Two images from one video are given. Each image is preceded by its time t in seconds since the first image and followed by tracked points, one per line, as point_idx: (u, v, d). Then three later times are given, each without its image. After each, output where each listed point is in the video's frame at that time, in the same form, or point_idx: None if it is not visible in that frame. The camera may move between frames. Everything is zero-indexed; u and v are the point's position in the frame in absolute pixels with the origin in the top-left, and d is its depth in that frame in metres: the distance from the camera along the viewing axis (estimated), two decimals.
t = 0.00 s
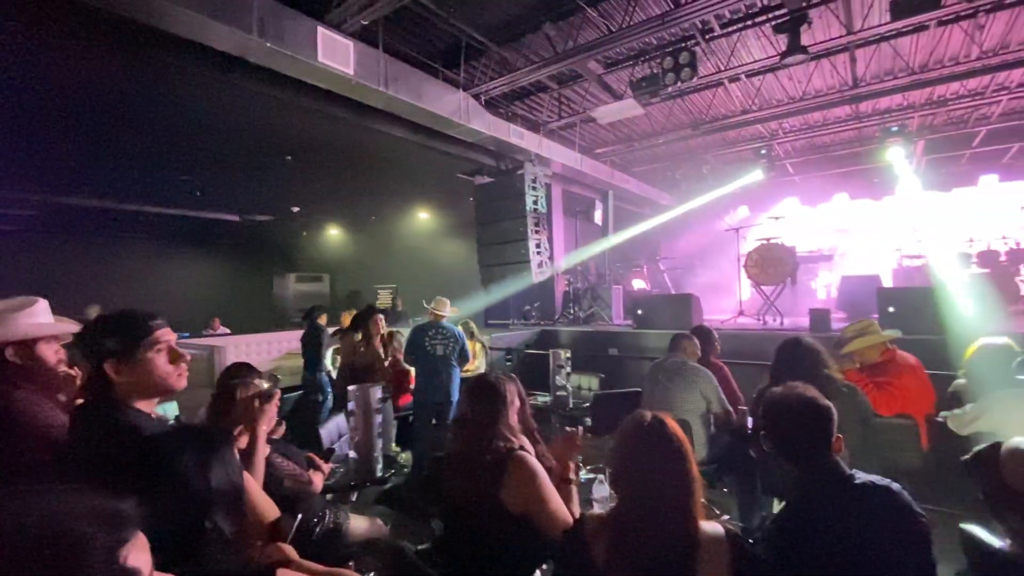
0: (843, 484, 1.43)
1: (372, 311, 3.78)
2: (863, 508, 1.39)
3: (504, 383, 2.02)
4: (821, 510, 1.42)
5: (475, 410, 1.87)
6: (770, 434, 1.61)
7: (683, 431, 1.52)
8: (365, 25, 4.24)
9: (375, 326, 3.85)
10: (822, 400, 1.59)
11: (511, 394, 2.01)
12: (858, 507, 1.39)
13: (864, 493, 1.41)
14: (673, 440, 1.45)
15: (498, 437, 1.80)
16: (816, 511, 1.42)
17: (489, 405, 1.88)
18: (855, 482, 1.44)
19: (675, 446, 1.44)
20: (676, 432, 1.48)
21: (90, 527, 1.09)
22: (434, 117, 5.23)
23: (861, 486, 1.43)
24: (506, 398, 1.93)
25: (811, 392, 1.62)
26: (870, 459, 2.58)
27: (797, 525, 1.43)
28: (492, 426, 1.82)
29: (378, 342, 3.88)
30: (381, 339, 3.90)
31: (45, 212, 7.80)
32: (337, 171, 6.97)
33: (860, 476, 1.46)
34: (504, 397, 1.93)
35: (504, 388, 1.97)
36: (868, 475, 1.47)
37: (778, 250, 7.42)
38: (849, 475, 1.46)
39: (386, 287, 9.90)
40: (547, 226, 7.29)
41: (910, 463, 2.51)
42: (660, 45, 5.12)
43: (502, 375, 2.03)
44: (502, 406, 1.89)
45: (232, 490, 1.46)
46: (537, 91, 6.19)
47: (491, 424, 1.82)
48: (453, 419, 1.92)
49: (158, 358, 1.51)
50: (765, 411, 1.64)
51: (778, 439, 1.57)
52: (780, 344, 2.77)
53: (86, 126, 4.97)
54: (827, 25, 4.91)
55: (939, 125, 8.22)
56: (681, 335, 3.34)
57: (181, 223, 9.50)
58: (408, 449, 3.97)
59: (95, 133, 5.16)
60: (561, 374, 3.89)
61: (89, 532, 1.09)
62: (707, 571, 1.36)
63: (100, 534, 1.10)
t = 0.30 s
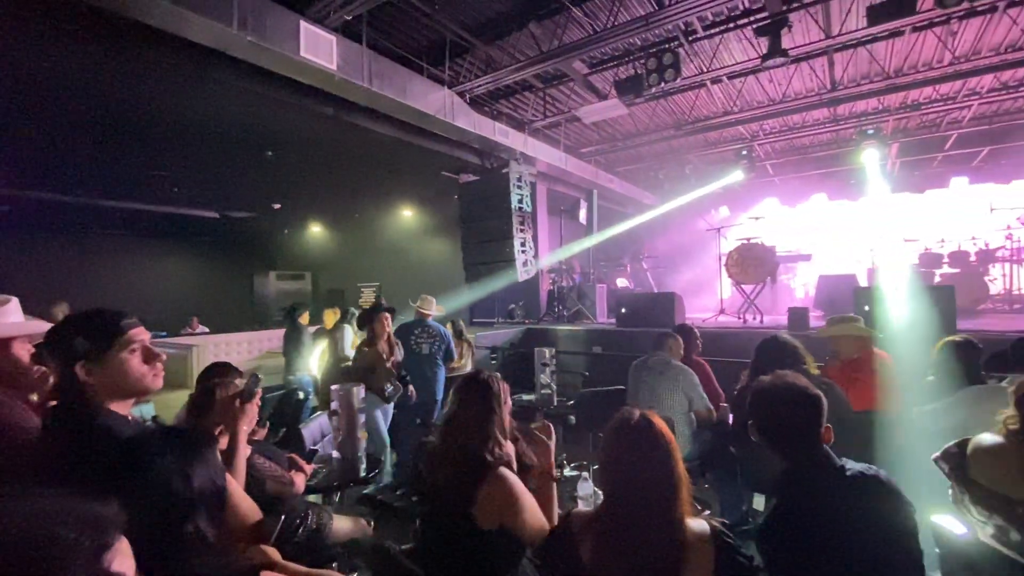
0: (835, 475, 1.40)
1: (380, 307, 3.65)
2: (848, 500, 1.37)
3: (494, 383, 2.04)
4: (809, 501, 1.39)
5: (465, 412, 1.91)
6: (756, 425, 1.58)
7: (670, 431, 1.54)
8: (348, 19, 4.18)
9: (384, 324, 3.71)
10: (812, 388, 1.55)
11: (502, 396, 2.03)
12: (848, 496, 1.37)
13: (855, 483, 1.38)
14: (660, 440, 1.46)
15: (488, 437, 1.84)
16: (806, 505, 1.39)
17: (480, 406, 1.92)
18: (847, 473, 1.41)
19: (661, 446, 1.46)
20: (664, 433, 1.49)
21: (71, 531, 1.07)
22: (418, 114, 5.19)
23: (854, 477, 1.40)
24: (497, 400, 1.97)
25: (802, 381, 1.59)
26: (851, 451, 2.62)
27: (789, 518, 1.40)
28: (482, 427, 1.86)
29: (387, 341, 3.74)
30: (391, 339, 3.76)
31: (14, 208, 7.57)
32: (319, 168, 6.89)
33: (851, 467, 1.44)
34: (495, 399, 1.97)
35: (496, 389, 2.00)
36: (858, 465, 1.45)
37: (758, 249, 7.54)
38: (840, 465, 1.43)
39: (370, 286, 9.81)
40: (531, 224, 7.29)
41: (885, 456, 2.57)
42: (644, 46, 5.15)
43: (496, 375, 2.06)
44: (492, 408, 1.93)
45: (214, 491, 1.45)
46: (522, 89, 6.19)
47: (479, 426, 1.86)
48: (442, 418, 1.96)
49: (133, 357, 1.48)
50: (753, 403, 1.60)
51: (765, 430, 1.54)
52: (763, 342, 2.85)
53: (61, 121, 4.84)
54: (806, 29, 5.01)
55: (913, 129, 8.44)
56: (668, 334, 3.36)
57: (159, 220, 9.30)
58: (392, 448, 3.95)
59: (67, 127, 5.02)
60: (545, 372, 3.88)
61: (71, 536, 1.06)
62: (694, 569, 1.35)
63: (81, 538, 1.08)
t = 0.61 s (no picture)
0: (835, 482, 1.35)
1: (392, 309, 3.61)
2: (848, 506, 1.31)
3: (490, 386, 2.02)
4: (807, 506, 1.35)
5: (462, 415, 1.90)
6: (755, 434, 1.54)
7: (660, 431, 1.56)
8: (336, 15, 4.14)
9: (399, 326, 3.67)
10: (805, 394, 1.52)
11: (499, 398, 2.01)
12: (841, 499, 1.32)
13: (857, 491, 1.33)
14: (649, 438, 1.48)
15: (485, 440, 1.83)
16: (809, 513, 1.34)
17: (476, 407, 1.91)
18: (849, 481, 1.35)
19: (650, 443, 1.47)
20: (655, 432, 1.50)
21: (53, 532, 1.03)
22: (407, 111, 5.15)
23: (855, 484, 1.34)
24: (494, 403, 1.95)
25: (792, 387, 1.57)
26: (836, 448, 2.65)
27: (788, 527, 1.35)
28: (479, 430, 1.86)
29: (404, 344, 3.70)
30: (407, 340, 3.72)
31: None
32: (307, 166, 6.84)
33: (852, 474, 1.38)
34: (492, 401, 1.96)
35: (493, 391, 1.99)
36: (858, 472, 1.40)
37: (745, 249, 7.62)
38: (841, 473, 1.38)
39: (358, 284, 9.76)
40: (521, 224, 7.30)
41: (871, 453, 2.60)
42: (633, 46, 5.17)
43: (493, 379, 2.05)
44: (490, 411, 1.92)
45: (200, 492, 1.41)
46: (511, 88, 6.19)
47: (475, 430, 1.85)
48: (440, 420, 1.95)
49: (113, 359, 1.44)
50: (746, 412, 1.58)
51: (762, 435, 1.50)
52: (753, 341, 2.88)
53: (41, 115, 4.74)
54: (792, 31, 5.06)
55: (895, 131, 8.61)
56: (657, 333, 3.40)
57: (143, 216, 9.17)
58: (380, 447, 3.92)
59: (47, 122, 4.93)
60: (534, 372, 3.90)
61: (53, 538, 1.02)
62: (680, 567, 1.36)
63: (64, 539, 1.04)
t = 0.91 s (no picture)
0: (838, 489, 1.38)
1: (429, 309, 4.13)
2: (844, 508, 1.35)
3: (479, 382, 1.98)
4: (810, 508, 1.38)
5: (449, 412, 1.85)
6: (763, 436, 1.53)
7: (648, 428, 1.55)
8: (325, 11, 4.11)
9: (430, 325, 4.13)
10: (820, 400, 1.53)
11: (488, 394, 1.98)
12: (834, 498, 1.37)
13: (859, 500, 1.36)
14: (636, 436, 1.48)
15: (476, 434, 1.80)
16: (809, 519, 1.37)
17: (465, 405, 1.86)
18: (855, 492, 1.38)
19: (638, 442, 1.47)
20: (642, 431, 1.51)
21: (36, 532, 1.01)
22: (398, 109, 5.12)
23: (862, 496, 1.37)
24: (483, 397, 1.91)
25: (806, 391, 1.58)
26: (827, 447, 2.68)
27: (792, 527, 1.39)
28: (469, 424, 1.81)
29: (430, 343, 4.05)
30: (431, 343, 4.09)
31: None
32: (294, 163, 6.76)
33: (859, 486, 1.41)
34: (482, 396, 1.91)
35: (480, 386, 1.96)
36: (863, 485, 1.43)
37: (733, 249, 7.71)
38: (847, 482, 1.40)
39: (347, 283, 9.69)
40: (511, 222, 7.29)
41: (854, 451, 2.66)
42: (624, 46, 5.20)
43: (481, 374, 2.01)
44: (479, 406, 1.87)
45: (186, 492, 1.39)
46: (502, 86, 6.17)
47: (465, 424, 1.81)
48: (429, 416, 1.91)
49: (90, 359, 1.40)
50: (757, 414, 1.58)
51: (771, 437, 1.49)
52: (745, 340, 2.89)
53: (21, 109, 4.63)
54: (780, 33, 5.12)
55: (880, 134, 8.74)
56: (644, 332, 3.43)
57: (126, 213, 9.00)
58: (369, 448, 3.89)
59: (27, 116, 4.81)
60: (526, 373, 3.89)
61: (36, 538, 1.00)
62: (670, 566, 1.37)
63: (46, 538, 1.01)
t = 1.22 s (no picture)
0: (820, 476, 1.42)
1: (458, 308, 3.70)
2: (825, 496, 1.38)
3: (469, 378, 1.98)
4: (794, 494, 1.41)
5: (439, 409, 1.83)
6: (751, 425, 1.60)
7: (636, 424, 1.57)
8: (313, 6, 4.06)
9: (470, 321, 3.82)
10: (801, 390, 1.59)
11: (478, 390, 1.98)
12: (816, 488, 1.40)
13: (839, 487, 1.40)
14: (625, 432, 1.49)
15: (464, 431, 1.79)
16: (793, 505, 1.40)
17: (455, 401, 1.85)
18: (835, 474, 1.43)
19: (627, 438, 1.48)
20: (630, 426, 1.52)
21: (14, 535, 0.99)
22: (387, 106, 5.09)
23: (840, 478, 1.42)
24: (474, 393, 1.91)
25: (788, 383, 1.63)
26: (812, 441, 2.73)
27: (777, 513, 1.42)
28: (458, 421, 1.81)
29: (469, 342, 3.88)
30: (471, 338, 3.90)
31: None
32: (281, 159, 6.69)
33: (836, 469, 1.46)
34: (473, 393, 1.91)
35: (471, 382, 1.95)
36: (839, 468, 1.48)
37: (720, 249, 7.79)
38: (825, 465, 1.45)
39: (334, 281, 9.61)
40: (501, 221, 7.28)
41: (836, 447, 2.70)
42: (613, 46, 5.22)
43: (471, 371, 2.01)
44: (469, 403, 1.87)
45: (169, 493, 1.37)
46: (492, 84, 6.16)
47: (455, 422, 1.80)
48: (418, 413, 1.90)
49: (71, 359, 1.38)
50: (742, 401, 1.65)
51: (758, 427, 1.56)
52: (733, 337, 2.91)
53: None
54: (767, 35, 5.18)
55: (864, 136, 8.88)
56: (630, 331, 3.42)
57: (107, 209, 8.83)
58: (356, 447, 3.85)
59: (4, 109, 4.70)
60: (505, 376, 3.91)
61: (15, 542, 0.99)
62: (657, 562, 1.38)
63: (24, 541, 0.99)
